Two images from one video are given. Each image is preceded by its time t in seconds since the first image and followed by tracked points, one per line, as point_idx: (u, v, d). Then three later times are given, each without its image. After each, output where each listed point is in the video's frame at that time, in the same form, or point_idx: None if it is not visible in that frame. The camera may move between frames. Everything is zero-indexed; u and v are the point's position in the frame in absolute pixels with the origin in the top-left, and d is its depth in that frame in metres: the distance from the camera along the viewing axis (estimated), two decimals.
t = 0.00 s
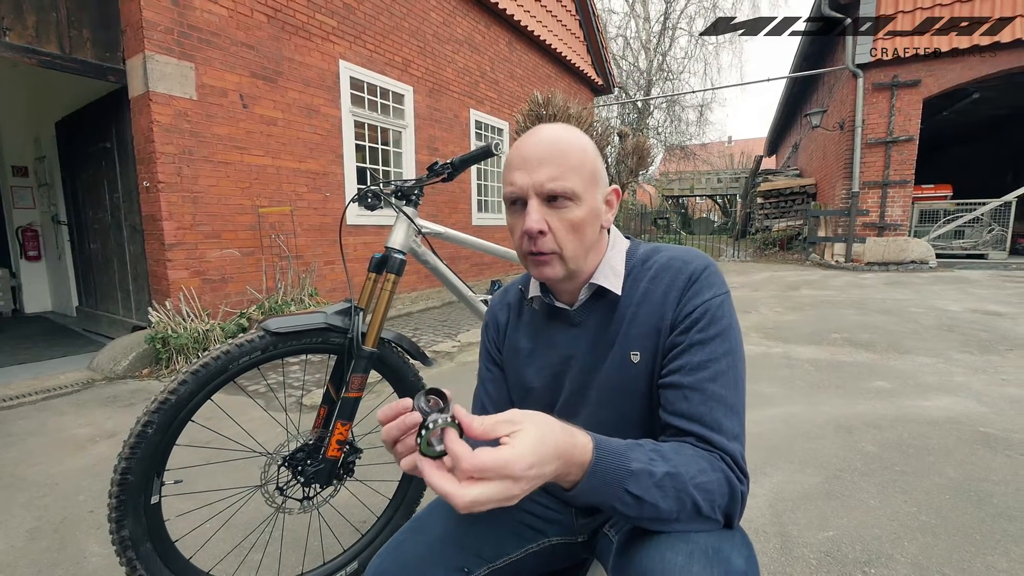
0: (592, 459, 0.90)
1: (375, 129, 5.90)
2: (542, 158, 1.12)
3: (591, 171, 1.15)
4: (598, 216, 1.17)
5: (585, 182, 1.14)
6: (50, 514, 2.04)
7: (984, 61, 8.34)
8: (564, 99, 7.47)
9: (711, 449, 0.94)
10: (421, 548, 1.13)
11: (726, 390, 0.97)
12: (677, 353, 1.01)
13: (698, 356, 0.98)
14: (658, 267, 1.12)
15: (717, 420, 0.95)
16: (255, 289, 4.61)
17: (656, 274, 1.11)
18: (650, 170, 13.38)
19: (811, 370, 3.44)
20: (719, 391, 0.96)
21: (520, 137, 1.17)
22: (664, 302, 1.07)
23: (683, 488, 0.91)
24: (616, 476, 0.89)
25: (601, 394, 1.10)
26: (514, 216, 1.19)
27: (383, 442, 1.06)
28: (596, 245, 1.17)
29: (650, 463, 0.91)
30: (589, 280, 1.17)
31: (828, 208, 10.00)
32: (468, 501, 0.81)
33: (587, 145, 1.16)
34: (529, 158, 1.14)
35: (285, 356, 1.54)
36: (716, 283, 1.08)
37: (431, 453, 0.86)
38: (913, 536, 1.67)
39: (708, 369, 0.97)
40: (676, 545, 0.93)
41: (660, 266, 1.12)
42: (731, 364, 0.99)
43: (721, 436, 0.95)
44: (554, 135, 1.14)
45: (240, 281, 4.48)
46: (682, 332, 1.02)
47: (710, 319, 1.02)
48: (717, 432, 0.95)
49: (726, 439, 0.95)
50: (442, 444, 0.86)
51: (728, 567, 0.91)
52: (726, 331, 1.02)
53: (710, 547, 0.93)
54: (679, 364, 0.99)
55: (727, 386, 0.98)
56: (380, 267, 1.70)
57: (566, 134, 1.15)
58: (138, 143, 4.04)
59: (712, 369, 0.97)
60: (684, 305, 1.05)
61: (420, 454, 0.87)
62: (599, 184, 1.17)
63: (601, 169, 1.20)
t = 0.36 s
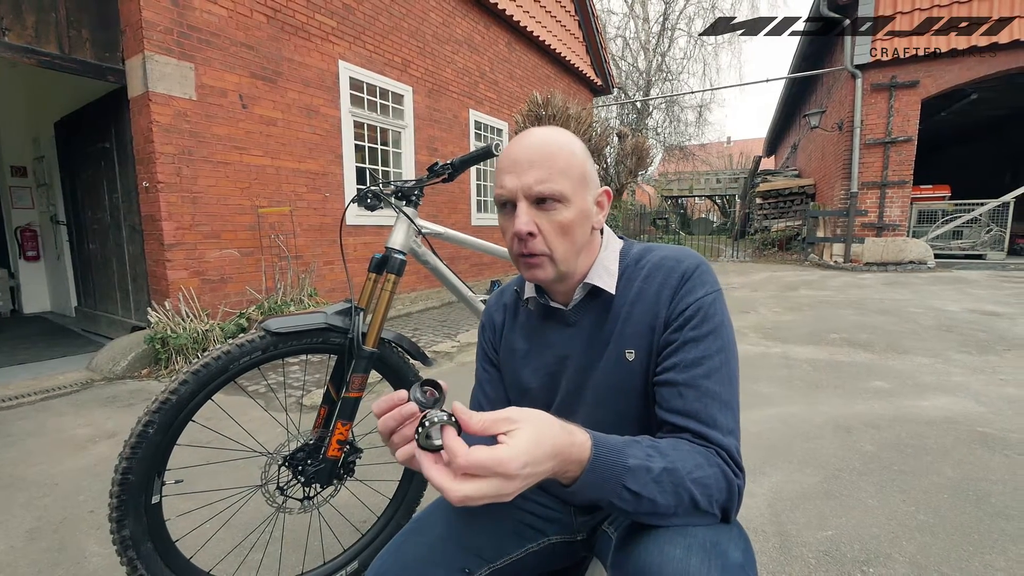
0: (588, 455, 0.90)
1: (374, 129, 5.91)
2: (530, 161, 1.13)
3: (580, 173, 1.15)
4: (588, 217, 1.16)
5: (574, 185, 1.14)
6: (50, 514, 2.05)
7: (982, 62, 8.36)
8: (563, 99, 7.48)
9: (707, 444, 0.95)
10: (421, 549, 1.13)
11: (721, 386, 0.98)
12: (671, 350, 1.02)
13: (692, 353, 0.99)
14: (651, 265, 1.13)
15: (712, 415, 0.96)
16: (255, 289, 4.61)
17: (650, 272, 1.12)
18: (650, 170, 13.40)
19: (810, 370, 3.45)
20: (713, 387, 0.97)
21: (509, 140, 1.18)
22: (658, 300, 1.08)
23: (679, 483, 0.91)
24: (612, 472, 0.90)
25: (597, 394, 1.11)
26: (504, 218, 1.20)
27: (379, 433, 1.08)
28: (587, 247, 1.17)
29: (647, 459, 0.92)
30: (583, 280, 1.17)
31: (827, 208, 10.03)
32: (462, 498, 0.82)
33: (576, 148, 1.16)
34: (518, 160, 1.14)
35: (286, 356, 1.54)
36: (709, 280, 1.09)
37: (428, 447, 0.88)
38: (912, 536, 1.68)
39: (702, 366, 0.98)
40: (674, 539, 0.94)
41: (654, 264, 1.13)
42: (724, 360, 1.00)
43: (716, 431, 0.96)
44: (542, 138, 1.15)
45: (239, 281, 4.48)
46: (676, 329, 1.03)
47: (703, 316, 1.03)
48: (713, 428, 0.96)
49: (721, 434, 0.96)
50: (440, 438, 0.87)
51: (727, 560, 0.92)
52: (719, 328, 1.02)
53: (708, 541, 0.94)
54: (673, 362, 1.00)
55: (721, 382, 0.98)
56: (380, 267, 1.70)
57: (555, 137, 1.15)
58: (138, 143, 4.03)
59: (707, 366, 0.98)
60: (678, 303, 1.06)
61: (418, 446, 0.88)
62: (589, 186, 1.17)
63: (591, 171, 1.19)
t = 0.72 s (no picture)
0: (584, 449, 0.91)
1: (373, 129, 5.90)
2: (495, 179, 1.09)
3: (551, 187, 1.07)
4: (563, 232, 1.10)
5: (543, 201, 1.07)
6: (49, 515, 2.04)
7: (980, 63, 8.36)
8: (562, 99, 7.48)
9: (703, 440, 0.95)
10: (421, 548, 1.13)
11: (717, 383, 0.98)
12: (668, 349, 1.02)
13: (688, 352, 0.99)
14: (648, 265, 1.12)
15: (708, 412, 0.96)
16: (254, 289, 4.60)
17: (646, 272, 1.11)
18: (649, 170, 13.40)
19: (809, 370, 3.45)
20: (709, 385, 0.97)
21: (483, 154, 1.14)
22: (654, 299, 1.08)
23: (674, 477, 0.91)
24: (608, 466, 0.90)
25: (595, 392, 1.11)
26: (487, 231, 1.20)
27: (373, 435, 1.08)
28: (564, 261, 1.12)
29: (642, 454, 0.92)
30: (580, 279, 1.16)
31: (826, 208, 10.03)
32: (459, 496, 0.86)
33: (548, 159, 1.07)
34: (486, 178, 1.11)
35: (284, 356, 1.54)
36: (704, 280, 1.09)
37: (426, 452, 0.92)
38: (911, 535, 1.68)
39: (698, 364, 0.98)
40: (673, 533, 0.94)
41: (649, 264, 1.12)
42: (720, 358, 1.00)
43: (713, 428, 0.96)
44: (509, 152, 1.09)
45: (238, 281, 4.48)
46: (672, 328, 1.03)
47: (699, 314, 1.03)
48: (710, 424, 0.96)
49: (717, 431, 0.96)
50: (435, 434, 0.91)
51: (725, 555, 0.92)
52: (715, 326, 1.02)
53: (705, 535, 0.94)
54: (669, 361, 1.00)
55: (717, 379, 0.99)
56: (379, 268, 1.70)
57: (524, 150, 1.08)
58: (137, 143, 4.03)
59: (703, 364, 0.98)
60: (674, 302, 1.06)
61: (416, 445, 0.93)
62: (565, 199, 1.09)
63: (571, 179, 1.10)
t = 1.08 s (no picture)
0: (579, 445, 0.91)
1: (372, 129, 5.90)
2: (499, 179, 1.08)
3: (555, 186, 1.07)
4: (566, 230, 1.10)
5: (547, 200, 1.07)
6: (47, 515, 2.04)
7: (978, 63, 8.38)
8: (561, 99, 7.48)
9: (701, 438, 0.95)
10: (419, 548, 1.13)
11: (716, 382, 0.98)
12: (666, 348, 1.02)
13: (687, 351, 0.99)
14: (647, 264, 1.12)
15: (707, 411, 0.96)
16: (252, 289, 4.60)
17: (645, 271, 1.11)
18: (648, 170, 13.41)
19: (808, 370, 3.45)
20: (707, 384, 0.97)
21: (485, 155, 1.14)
22: (653, 298, 1.08)
23: (670, 475, 0.91)
24: (604, 463, 0.91)
25: (594, 391, 1.11)
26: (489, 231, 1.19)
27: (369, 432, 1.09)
28: (567, 259, 1.12)
29: (637, 451, 0.92)
30: (580, 278, 1.16)
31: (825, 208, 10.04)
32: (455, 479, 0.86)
33: (552, 157, 1.07)
34: (490, 178, 1.10)
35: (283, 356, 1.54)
36: (703, 279, 1.09)
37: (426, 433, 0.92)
38: (909, 534, 1.68)
39: (696, 363, 0.98)
40: (671, 531, 0.94)
41: (649, 263, 1.12)
42: (719, 357, 1.00)
43: (711, 427, 0.96)
44: (512, 152, 1.08)
45: (237, 281, 4.47)
46: (671, 328, 1.03)
47: (698, 314, 1.03)
48: (708, 423, 0.96)
49: (716, 430, 0.96)
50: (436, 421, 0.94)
51: (722, 553, 0.92)
52: (713, 326, 1.02)
53: (703, 533, 0.94)
54: (668, 360, 1.00)
55: (715, 378, 0.99)
56: (378, 268, 1.70)
57: (528, 149, 1.08)
58: (135, 143, 4.02)
59: (701, 363, 0.98)
60: (673, 302, 1.06)
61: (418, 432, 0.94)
62: (568, 198, 1.09)
63: (573, 178, 1.10)
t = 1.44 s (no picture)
0: (571, 445, 0.92)
1: (372, 129, 5.90)
2: (516, 175, 1.07)
3: (568, 176, 1.11)
4: (583, 218, 1.13)
5: (566, 189, 1.10)
6: (45, 516, 2.04)
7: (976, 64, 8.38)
8: (560, 100, 7.49)
9: (699, 439, 0.95)
10: (416, 550, 1.13)
11: (714, 385, 0.98)
12: (665, 350, 1.02)
13: (685, 354, 0.99)
14: (646, 265, 1.13)
15: (705, 414, 0.96)
16: (251, 289, 4.59)
17: (645, 272, 1.11)
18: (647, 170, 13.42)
19: (806, 370, 3.46)
20: (706, 387, 0.98)
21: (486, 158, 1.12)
22: (653, 300, 1.08)
23: (663, 479, 0.92)
24: (597, 464, 0.91)
25: (593, 392, 1.11)
26: (499, 235, 1.15)
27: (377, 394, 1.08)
28: (587, 246, 1.15)
29: (628, 454, 0.93)
30: (580, 278, 1.15)
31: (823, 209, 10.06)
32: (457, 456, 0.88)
33: (560, 149, 1.12)
34: (503, 177, 1.09)
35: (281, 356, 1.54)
36: (702, 281, 1.09)
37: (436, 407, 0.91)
38: (907, 534, 1.69)
39: (695, 366, 0.98)
40: (668, 534, 0.94)
41: (649, 264, 1.13)
42: (718, 359, 1.00)
43: (710, 430, 0.96)
44: (520, 149, 1.09)
45: (237, 281, 4.48)
46: (669, 330, 1.03)
47: (697, 316, 1.03)
48: (707, 426, 0.96)
49: (715, 432, 0.96)
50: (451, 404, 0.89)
51: (719, 555, 0.92)
52: (712, 328, 1.02)
53: (700, 536, 0.94)
54: (666, 362, 1.00)
55: (714, 380, 0.99)
56: (377, 267, 1.70)
57: (537, 143, 1.10)
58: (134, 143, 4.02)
59: (700, 366, 0.99)
60: (672, 303, 1.06)
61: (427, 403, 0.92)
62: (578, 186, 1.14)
63: (576, 168, 1.16)
